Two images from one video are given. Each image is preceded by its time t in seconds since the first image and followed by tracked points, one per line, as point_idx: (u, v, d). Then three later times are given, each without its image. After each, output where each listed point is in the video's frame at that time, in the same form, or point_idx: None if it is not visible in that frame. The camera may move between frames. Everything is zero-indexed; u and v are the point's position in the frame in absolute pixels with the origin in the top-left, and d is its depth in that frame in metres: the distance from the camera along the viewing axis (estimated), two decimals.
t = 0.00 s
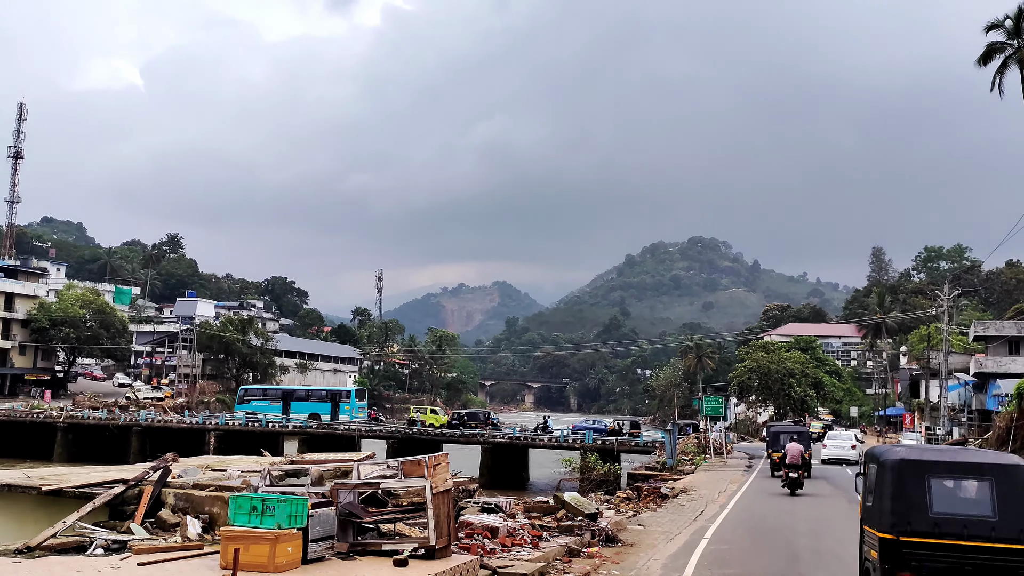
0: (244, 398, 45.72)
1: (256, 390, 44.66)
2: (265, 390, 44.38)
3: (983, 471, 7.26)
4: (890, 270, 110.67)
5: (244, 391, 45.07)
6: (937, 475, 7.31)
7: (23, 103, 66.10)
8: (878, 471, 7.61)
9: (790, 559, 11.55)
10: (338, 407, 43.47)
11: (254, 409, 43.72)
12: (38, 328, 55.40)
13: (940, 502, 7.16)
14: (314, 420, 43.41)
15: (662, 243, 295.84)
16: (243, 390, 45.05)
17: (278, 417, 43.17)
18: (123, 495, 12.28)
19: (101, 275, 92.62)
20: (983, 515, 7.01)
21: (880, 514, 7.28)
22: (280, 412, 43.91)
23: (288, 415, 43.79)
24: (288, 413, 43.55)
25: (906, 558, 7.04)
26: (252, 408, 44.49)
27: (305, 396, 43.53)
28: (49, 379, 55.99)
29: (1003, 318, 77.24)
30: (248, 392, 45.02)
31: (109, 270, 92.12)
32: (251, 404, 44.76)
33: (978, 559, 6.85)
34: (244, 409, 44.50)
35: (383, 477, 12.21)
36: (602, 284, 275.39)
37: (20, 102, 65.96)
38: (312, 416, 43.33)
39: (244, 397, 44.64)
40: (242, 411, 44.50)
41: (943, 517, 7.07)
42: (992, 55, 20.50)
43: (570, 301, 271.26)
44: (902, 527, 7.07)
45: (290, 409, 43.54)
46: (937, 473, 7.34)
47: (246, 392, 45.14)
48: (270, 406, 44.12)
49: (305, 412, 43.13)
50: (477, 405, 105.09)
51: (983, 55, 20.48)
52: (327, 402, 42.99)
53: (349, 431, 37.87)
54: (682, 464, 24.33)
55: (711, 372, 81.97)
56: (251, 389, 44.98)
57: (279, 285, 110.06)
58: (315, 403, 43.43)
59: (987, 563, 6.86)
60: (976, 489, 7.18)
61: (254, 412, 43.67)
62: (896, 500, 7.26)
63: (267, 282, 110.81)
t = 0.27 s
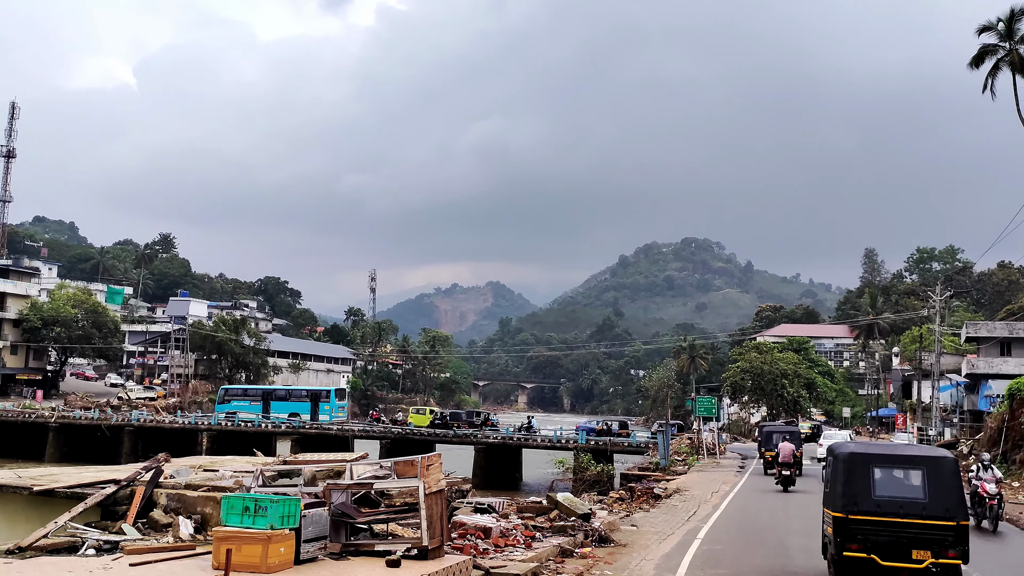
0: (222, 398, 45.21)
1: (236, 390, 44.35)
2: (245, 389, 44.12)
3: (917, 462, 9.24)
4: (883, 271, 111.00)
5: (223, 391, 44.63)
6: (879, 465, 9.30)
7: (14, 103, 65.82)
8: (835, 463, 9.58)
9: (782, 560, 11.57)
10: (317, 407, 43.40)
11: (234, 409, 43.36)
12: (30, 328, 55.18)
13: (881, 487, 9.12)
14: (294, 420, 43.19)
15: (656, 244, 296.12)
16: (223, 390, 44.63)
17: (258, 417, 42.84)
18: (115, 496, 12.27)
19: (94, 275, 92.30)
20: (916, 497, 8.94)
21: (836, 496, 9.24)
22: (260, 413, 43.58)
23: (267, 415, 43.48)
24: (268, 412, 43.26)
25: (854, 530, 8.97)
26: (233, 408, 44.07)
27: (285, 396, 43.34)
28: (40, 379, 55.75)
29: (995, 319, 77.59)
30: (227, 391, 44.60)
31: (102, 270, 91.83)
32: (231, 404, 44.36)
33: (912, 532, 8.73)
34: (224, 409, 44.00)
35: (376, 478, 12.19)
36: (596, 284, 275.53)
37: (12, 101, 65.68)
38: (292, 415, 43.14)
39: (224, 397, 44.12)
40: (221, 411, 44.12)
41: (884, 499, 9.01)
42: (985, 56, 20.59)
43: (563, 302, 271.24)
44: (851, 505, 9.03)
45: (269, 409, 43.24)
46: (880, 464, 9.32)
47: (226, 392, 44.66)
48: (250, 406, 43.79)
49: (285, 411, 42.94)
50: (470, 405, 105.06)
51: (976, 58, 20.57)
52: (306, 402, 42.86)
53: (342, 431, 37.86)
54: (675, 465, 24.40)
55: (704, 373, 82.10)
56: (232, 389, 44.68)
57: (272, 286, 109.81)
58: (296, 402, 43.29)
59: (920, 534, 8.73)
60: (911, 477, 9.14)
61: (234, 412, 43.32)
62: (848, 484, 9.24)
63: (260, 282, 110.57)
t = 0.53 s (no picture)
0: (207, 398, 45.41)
1: (219, 389, 44.38)
2: (229, 389, 44.10)
3: (880, 457, 10.35)
4: (879, 272, 111.15)
5: (207, 390, 44.71)
6: (846, 460, 10.48)
7: (10, 102, 65.74)
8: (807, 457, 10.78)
9: (779, 560, 11.59)
10: (300, 407, 43.28)
11: (216, 409, 43.40)
12: (26, 328, 55.14)
13: (848, 478, 10.28)
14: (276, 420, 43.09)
15: (652, 244, 296.29)
16: (207, 390, 44.71)
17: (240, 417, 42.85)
18: (111, 496, 12.28)
19: (89, 275, 92.21)
20: (876, 487, 10.06)
21: (808, 485, 10.44)
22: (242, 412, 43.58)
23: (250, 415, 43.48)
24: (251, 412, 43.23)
25: (824, 514, 10.14)
26: (216, 408, 44.18)
27: (268, 396, 43.27)
28: (36, 379, 55.74)
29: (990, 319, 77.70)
30: (212, 391, 44.71)
31: (98, 270, 91.77)
32: (214, 403, 44.47)
33: (873, 516, 9.86)
34: (207, 409, 44.15)
35: (372, 478, 12.19)
36: (593, 284, 275.63)
37: (8, 100, 65.58)
38: (274, 416, 43.07)
39: (208, 397, 44.30)
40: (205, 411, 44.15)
41: (850, 488, 10.16)
42: (979, 58, 20.59)
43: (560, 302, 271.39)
44: (821, 492, 10.16)
45: (252, 408, 43.22)
46: (846, 458, 10.49)
47: (210, 391, 44.75)
48: (233, 406, 43.81)
49: (267, 411, 42.87)
50: (466, 405, 105.09)
51: (971, 59, 20.60)
52: (288, 402, 42.75)
53: (339, 432, 37.93)
54: (671, 465, 24.45)
55: (700, 373, 82.18)
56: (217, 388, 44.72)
57: (268, 286, 109.75)
58: (278, 402, 43.20)
59: (879, 519, 9.84)
60: (872, 469, 10.30)
61: (217, 412, 43.40)
62: (819, 476, 10.39)
63: (256, 282, 110.52)
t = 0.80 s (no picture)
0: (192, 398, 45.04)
1: (205, 389, 44.16)
2: (215, 389, 43.96)
3: (855, 452, 11.91)
4: (878, 271, 111.10)
5: (192, 391, 44.49)
6: (827, 455, 12.01)
7: (10, 103, 65.81)
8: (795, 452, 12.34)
9: (779, 560, 11.59)
10: (285, 407, 43.41)
11: (202, 409, 43.20)
12: (25, 328, 55.13)
13: (829, 471, 11.86)
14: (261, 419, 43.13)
15: (652, 245, 296.20)
16: (193, 390, 44.53)
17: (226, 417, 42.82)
18: (111, 496, 12.29)
19: (88, 275, 92.20)
20: (852, 478, 11.66)
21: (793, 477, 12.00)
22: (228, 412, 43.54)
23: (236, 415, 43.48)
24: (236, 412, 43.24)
25: (807, 502, 11.76)
26: (201, 408, 43.88)
27: (253, 396, 43.34)
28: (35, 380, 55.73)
29: (990, 319, 77.66)
30: (196, 391, 44.43)
31: (97, 270, 91.78)
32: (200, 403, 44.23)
33: (848, 503, 11.51)
34: (193, 409, 43.82)
35: (372, 478, 12.18)
36: (592, 285, 275.60)
37: (7, 101, 65.63)
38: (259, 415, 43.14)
39: (193, 397, 43.98)
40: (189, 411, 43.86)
41: (829, 479, 11.77)
42: (978, 57, 20.57)
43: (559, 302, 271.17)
44: (806, 484, 11.69)
45: (238, 408, 43.24)
46: (828, 453, 12.05)
47: (195, 391, 44.56)
48: (218, 406, 43.63)
49: (252, 411, 42.92)
50: (465, 406, 105.09)
51: (970, 59, 20.58)
52: (274, 402, 42.83)
53: (338, 432, 37.99)
54: (671, 465, 24.47)
55: (699, 373, 82.16)
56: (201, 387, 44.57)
57: (267, 286, 109.75)
58: (264, 402, 43.27)
59: (855, 505, 11.51)
60: (850, 463, 11.87)
61: (204, 411, 43.16)
62: (803, 470, 11.98)
63: (255, 282, 110.51)
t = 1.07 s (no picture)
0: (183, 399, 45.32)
1: (194, 389, 44.33)
2: (204, 389, 44.10)
3: (843, 448, 12.89)
4: (881, 270, 110.84)
5: (182, 391, 44.71)
6: (817, 450, 13.02)
7: (12, 104, 66.09)
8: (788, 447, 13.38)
9: (782, 559, 11.59)
10: (273, 407, 43.28)
11: (191, 408, 43.37)
12: (28, 329, 55.33)
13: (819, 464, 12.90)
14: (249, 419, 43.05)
15: (653, 244, 295.88)
16: (183, 390, 44.75)
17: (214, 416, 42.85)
18: (114, 497, 12.34)
19: (91, 275, 92.47)
20: (839, 471, 12.72)
21: (786, 470, 13.11)
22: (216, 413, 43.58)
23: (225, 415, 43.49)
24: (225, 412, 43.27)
25: (799, 492, 12.92)
26: (191, 408, 44.14)
27: (241, 395, 43.33)
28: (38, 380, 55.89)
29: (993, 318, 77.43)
30: (186, 391, 44.65)
31: (99, 271, 92.07)
32: (190, 403, 44.53)
33: (836, 493, 12.65)
34: (182, 409, 44.01)
35: (374, 478, 12.17)
36: (594, 284, 275.39)
37: (10, 102, 65.91)
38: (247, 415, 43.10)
39: (182, 398, 44.24)
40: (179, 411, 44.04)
41: (819, 472, 12.85)
42: (980, 56, 20.51)
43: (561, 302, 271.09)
44: (798, 478, 12.79)
45: (226, 408, 43.25)
46: (817, 448, 13.06)
47: (185, 391, 44.73)
48: (208, 405, 43.80)
49: (240, 410, 42.91)
50: (467, 405, 105.11)
51: (971, 57, 20.51)
52: (261, 401, 42.74)
53: (341, 432, 38.01)
54: (673, 465, 24.45)
55: (701, 373, 82.03)
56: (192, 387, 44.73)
57: (270, 287, 109.91)
58: (252, 401, 43.22)
59: (842, 495, 12.67)
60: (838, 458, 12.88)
61: (193, 412, 43.35)
62: (795, 464, 13.09)
63: (257, 282, 110.67)
